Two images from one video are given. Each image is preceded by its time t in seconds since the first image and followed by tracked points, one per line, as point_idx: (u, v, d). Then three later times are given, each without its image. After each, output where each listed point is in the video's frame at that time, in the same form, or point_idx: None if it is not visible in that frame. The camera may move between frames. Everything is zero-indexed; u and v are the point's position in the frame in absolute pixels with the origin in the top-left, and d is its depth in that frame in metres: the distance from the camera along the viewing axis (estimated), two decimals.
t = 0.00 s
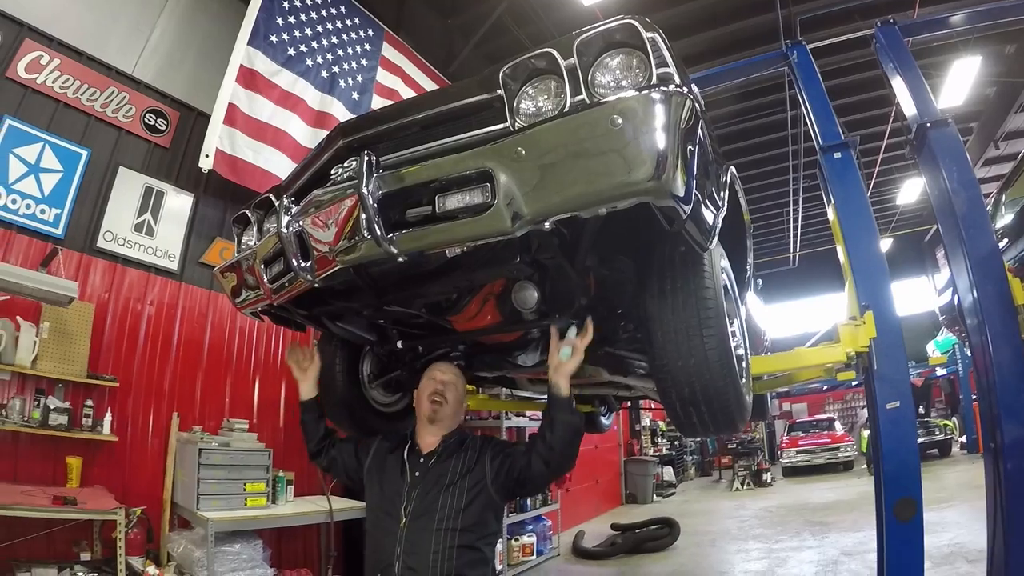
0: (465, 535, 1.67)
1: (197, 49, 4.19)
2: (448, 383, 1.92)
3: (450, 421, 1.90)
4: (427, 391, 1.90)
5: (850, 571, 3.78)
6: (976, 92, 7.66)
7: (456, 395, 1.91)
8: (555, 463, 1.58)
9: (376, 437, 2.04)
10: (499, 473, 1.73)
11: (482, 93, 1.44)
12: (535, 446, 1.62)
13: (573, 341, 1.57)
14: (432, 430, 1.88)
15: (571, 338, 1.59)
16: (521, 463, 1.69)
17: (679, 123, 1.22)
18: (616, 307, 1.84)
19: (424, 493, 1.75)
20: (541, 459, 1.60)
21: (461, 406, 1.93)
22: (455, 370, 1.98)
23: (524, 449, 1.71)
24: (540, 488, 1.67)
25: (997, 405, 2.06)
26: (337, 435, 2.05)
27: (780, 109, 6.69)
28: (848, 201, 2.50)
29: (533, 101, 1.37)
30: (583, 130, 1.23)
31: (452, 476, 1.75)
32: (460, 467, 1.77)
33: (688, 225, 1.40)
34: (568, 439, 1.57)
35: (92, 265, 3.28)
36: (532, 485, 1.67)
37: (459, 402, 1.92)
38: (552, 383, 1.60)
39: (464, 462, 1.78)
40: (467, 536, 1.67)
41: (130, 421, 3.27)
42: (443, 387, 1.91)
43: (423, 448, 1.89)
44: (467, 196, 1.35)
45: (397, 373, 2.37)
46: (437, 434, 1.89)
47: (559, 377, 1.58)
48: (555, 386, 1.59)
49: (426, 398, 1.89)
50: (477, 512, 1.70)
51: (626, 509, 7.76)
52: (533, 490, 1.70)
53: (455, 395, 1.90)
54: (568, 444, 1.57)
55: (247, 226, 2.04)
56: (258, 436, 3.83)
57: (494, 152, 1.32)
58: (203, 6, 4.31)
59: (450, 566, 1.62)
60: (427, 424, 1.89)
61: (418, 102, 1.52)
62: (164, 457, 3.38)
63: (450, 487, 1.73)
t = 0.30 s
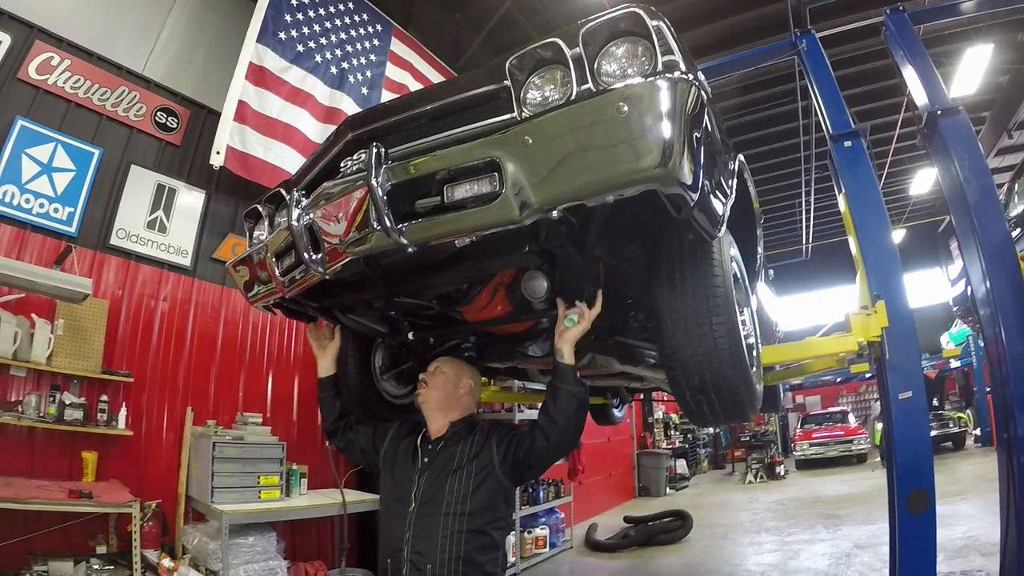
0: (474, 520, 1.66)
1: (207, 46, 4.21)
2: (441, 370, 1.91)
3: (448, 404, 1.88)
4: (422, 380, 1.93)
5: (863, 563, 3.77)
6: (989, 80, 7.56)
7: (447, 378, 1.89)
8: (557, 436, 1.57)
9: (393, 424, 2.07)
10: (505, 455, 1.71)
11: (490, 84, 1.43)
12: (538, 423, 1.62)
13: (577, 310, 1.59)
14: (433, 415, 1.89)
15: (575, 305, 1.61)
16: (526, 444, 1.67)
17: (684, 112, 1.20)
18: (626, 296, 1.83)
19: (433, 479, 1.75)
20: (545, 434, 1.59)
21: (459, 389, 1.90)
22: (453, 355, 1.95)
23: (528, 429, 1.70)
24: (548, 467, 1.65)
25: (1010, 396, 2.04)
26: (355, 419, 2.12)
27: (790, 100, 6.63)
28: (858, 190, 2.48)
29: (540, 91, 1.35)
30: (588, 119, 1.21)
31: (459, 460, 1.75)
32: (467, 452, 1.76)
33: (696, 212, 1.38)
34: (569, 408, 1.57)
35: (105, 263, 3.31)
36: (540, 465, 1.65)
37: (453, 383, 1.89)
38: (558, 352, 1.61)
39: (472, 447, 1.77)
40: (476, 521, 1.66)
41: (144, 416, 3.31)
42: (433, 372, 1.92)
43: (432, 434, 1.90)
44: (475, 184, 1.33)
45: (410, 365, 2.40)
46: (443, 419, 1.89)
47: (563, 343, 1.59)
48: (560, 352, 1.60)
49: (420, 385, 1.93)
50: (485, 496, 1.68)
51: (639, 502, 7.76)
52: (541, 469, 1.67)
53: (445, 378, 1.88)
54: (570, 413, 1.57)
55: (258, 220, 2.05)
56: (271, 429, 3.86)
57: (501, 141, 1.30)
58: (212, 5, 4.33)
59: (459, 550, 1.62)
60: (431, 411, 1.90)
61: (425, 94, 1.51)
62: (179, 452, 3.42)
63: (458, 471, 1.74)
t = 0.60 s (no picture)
0: (480, 513, 1.65)
1: (216, 44, 4.22)
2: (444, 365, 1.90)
3: (453, 398, 1.87)
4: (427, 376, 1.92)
5: (876, 558, 3.73)
6: (1003, 69, 7.45)
7: (450, 370, 1.88)
8: (559, 424, 1.56)
9: (401, 418, 2.07)
10: (510, 446, 1.71)
11: (496, 76, 1.40)
12: (539, 411, 1.61)
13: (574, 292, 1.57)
14: (439, 410, 1.88)
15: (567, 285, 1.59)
16: (527, 433, 1.67)
17: (691, 101, 1.16)
18: (635, 288, 1.82)
19: (439, 472, 1.75)
20: (546, 423, 1.59)
21: (462, 381, 1.88)
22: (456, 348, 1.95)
23: (529, 418, 1.69)
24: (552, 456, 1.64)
25: None
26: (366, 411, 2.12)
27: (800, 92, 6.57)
28: (869, 181, 2.46)
29: (546, 82, 1.31)
30: (595, 109, 1.17)
31: (464, 453, 1.75)
32: (472, 445, 1.76)
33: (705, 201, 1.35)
34: (571, 394, 1.56)
35: (118, 261, 3.34)
36: (544, 455, 1.64)
37: (456, 376, 1.88)
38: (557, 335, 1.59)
39: (477, 439, 1.77)
40: (482, 514, 1.65)
41: (157, 412, 3.34)
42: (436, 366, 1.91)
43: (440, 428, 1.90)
44: (483, 176, 1.30)
45: (421, 359, 2.36)
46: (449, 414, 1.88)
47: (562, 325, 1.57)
48: (558, 336, 1.58)
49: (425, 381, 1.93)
50: (491, 489, 1.68)
51: (651, 497, 7.74)
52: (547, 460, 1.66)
53: (447, 371, 1.88)
54: (571, 399, 1.56)
55: (268, 216, 2.06)
56: (283, 425, 3.88)
57: (508, 132, 1.27)
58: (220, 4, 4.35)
59: (466, 544, 1.62)
60: (436, 407, 1.89)
61: (433, 87, 1.49)
62: (191, 448, 3.44)
63: (463, 464, 1.73)
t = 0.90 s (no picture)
0: (480, 513, 1.63)
1: (222, 44, 4.22)
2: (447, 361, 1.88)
3: (455, 396, 1.85)
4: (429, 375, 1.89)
5: (886, 558, 3.69)
6: (1012, 64, 7.37)
7: (452, 368, 1.86)
8: (564, 422, 1.54)
9: (404, 416, 2.05)
10: (513, 445, 1.69)
11: (500, 69, 1.35)
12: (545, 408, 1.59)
13: (578, 292, 1.49)
14: (441, 409, 1.86)
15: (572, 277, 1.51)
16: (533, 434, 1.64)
17: (698, 90, 1.12)
18: (644, 284, 1.79)
19: (440, 471, 1.73)
20: (552, 424, 1.56)
21: (465, 378, 1.86)
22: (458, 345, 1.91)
23: (534, 418, 1.66)
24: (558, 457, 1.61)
25: None
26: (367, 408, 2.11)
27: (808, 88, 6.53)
28: (878, 176, 2.42)
29: (551, 74, 1.27)
30: (601, 99, 1.13)
31: (466, 452, 1.73)
32: (474, 444, 1.74)
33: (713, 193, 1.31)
34: (578, 395, 1.53)
35: (123, 261, 3.34)
36: (549, 455, 1.62)
37: (459, 373, 1.85)
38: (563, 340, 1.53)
39: (479, 438, 1.75)
40: (483, 514, 1.63)
41: (163, 412, 3.33)
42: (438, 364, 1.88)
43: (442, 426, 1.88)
44: (487, 169, 1.26)
45: (425, 357, 2.36)
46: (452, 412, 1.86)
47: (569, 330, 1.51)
48: (568, 341, 1.52)
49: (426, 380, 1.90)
50: (492, 488, 1.66)
51: (660, 497, 7.70)
52: (551, 458, 1.64)
53: (450, 369, 1.85)
54: (578, 398, 1.53)
55: (273, 215, 2.04)
56: (289, 425, 3.87)
57: (512, 124, 1.23)
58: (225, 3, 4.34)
59: (466, 544, 1.59)
60: (438, 404, 1.87)
61: (435, 81, 1.44)
62: (197, 448, 3.44)
63: (465, 463, 1.71)
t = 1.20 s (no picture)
0: (482, 518, 1.59)
1: (223, 42, 4.18)
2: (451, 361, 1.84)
3: (458, 396, 1.81)
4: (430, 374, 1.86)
5: (893, 559, 3.65)
6: (1019, 60, 7.31)
7: (456, 368, 1.82)
8: (570, 422, 1.51)
9: (404, 415, 2.02)
10: (517, 448, 1.65)
11: (503, 59, 1.30)
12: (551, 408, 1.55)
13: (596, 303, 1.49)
14: (443, 409, 1.82)
15: (587, 281, 1.48)
16: (539, 438, 1.61)
17: (707, 78, 1.08)
18: (651, 282, 1.75)
19: (441, 474, 1.70)
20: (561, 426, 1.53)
21: (468, 378, 1.82)
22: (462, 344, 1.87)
23: (542, 422, 1.63)
24: (564, 462, 1.57)
25: None
26: (367, 405, 2.08)
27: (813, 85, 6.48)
28: (887, 171, 2.37)
29: (556, 64, 1.22)
30: (608, 88, 1.09)
31: (468, 454, 1.69)
32: (476, 446, 1.71)
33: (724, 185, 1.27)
34: (594, 403, 1.49)
35: (123, 261, 3.31)
36: (554, 461, 1.58)
37: (462, 373, 1.82)
38: (580, 348, 1.50)
39: (482, 440, 1.71)
40: (484, 519, 1.59)
41: (163, 413, 3.30)
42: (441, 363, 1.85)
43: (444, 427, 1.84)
44: (491, 161, 1.22)
45: (427, 357, 2.30)
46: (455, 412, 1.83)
47: (587, 338, 1.48)
48: (589, 350, 1.49)
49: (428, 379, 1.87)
50: (495, 492, 1.62)
51: (664, 497, 7.66)
52: (555, 459, 1.61)
53: (453, 369, 1.81)
54: (593, 405, 1.49)
55: (273, 212, 2.01)
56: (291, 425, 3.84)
57: (516, 114, 1.19)
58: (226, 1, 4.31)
59: (466, 549, 1.56)
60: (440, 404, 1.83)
61: (437, 72, 1.40)
62: (198, 448, 3.41)
63: (467, 466, 1.68)
